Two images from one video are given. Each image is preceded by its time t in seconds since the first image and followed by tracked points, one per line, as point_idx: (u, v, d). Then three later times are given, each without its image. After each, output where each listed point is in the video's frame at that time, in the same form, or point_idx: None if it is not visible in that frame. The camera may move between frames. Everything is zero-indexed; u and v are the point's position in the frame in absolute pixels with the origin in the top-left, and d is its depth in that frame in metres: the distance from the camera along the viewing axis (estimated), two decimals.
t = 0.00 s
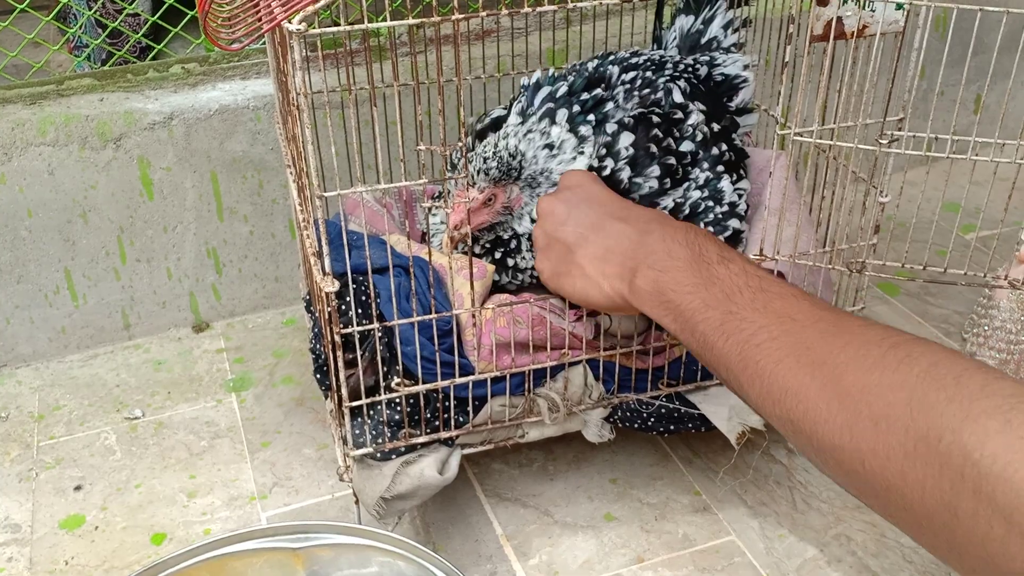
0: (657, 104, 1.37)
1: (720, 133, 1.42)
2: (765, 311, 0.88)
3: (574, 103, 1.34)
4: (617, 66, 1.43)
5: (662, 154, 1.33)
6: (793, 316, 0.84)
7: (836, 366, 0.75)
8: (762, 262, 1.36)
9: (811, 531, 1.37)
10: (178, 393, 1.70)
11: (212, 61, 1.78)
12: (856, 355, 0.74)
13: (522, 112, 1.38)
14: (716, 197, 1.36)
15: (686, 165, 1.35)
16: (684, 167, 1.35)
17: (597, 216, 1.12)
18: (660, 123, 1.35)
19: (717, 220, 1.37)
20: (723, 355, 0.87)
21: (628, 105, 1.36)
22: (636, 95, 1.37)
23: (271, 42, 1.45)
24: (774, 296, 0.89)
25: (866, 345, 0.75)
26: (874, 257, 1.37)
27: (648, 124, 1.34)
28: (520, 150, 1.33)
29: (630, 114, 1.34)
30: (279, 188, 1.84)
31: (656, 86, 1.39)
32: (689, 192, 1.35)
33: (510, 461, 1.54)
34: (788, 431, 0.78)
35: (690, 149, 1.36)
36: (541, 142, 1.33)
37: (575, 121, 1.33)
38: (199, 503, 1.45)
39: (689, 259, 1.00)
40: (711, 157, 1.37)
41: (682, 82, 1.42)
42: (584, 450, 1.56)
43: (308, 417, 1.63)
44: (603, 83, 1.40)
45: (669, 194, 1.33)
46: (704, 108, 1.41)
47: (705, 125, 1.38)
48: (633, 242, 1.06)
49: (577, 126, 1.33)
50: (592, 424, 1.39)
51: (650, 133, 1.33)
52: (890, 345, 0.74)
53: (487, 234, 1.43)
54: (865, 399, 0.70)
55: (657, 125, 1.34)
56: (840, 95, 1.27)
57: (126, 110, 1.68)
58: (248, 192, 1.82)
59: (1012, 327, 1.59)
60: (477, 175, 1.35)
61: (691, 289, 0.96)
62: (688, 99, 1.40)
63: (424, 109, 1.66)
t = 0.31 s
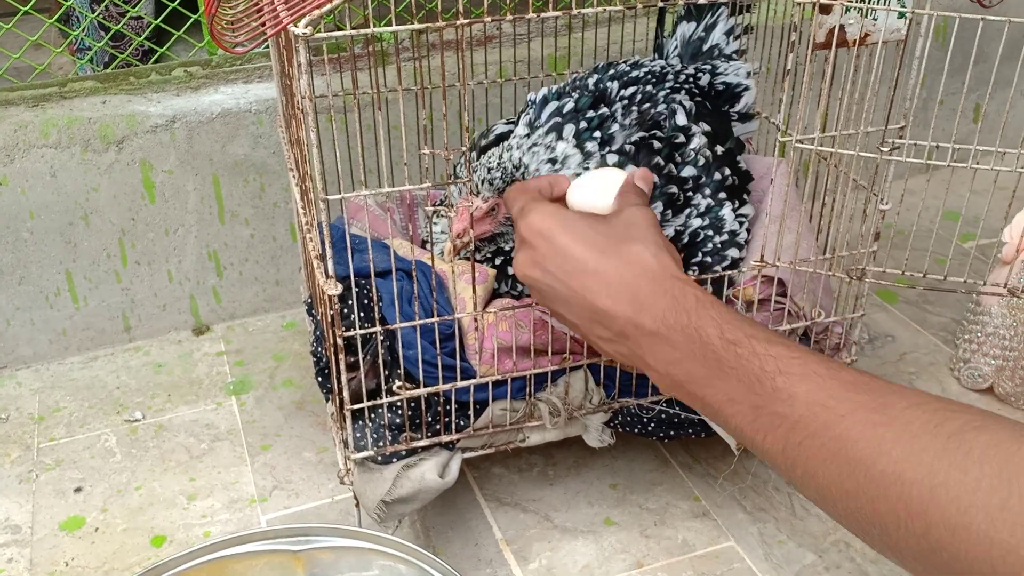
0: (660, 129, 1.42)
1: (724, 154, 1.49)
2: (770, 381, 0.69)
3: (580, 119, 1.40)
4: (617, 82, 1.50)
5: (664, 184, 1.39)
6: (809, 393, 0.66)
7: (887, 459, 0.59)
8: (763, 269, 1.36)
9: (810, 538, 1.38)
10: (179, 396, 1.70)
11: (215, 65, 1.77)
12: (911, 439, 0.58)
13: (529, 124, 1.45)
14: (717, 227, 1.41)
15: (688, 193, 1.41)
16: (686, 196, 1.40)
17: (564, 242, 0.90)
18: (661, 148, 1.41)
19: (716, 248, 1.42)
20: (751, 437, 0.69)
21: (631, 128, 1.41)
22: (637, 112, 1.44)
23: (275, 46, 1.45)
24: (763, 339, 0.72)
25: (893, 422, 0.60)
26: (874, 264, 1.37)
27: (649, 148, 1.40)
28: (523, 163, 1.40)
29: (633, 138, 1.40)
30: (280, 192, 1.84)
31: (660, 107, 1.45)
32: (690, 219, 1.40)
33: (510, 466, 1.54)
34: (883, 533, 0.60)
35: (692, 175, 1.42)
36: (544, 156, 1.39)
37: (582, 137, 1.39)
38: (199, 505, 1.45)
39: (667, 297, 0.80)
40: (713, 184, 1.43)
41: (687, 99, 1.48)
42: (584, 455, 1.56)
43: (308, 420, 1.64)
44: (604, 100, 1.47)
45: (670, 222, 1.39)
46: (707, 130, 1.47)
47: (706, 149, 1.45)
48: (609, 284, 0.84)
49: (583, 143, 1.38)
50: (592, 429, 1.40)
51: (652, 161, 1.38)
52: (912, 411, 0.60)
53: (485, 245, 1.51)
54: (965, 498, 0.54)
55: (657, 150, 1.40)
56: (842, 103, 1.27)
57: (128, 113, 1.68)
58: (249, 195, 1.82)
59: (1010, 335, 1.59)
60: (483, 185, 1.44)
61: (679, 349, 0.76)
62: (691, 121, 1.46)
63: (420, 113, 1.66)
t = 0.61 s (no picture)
0: (657, 140, 1.50)
1: (725, 163, 1.54)
2: (838, 557, 0.49)
3: (582, 131, 1.48)
4: (616, 93, 1.56)
5: (664, 196, 1.46)
6: (903, 569, 0.47)
7: None
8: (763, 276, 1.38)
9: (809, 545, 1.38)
10: (178, 399, 1.70)
11: (216, 69, 1.78)
12: None
13: (533, 134, 1.53)
14: (718, 238, 1.48)
15: (688, 203, 1.48)
16: (686, 206, 1.48)
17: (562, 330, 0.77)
18: (659, 160, 1.48)
19: (718, 258, 1.47)
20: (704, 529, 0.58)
21: (630, 141, 1.49)
22: (636, 124, 1.51)
23: (278, 51, 1.46)
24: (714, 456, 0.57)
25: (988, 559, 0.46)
26: (874, 272, 1.38)
27: (648, 161, 1.48)
28: (527, 172, 1.47)
29: (631, 151, 1.48)
30: (281, 196, 1.85)
31: (658, 119, 1.52)
32: (691, 230, 1.47)
33: (509, 471, 1.54)
34: None
35: (691, 185, 1.49)
36: (548, 166, 1.46)
37: (585, 148, 1.47)
38: (198, 508, 1.45)
39: (647, 435, 0.61)
40: (714, 194, 1.50)
41: (685, 109, 1.54)
42: (583, 460, 1.56)
43: (307, 424, 1.64)
44: (603, 112, 1.54)
45: (671, 233, 1.46)
46: (706, 139, 1.53)
47: (704, 159, 1.51)
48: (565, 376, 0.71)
49: (586, 153, 1.47)
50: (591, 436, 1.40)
51: (651, 174, 1.46)
52: (981, 526, 0.47)
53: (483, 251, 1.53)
54: None
55: (655, 163, 1.48)
56: (842, 112, 1.27)
57: (129, 117, 1.69)
58: (249, 199, 1.82)
59: (1011, 347, 1.60)
60: (485, 193, 1.49)
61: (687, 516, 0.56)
62: (689, 132, 1.52)
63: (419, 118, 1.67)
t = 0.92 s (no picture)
0: (660, 149, 1.49)
1: (729, 169, 1.54)
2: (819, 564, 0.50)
3: (587, 139, 1.48)
4: (618, 100, 1.55)
5: (666, 205, 1.45)
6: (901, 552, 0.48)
7: None
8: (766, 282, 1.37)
9: (810, 552, 1.37)
10: (180, 398, 1.70)
11: (222, 69, 1.79)
12: None
13: (539, 141, 1.53)
14: (721, 245, 1.48)
15: (692, 211, 1.47)
16: (689, 214, 1.47)
17: None
18: (661, 168, 1.47)
19: (719, 266, 1.48)
20: None
21: (633, 149, 1.48)
22: (638, 132, 1.50)
23: (284, 51, 1.46)
24: None
25: None
26: (878, 279, 1.38)
27: (649, 169, 1.47)
28: (533, 180, 1.47)
29: (634, 159, 1.47)
30: (285, 197, 1.85)
31: (659, 125, 1.50)
32: (694, 237, 1.46)
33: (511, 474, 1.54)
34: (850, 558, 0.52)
35: (694, 193, 1.48)
36: (553, 173, 1.46)
37: (589, 156, 1.47)
38: (199, 508, 1.45)
39: None
40: (717, 202, 1.50)
41: (687, 116, 1.53)
42: (584, 465, 1.56)
43: (308, 425, 1.64)
44: (605, 120, 1.53)
45: (675, 242, 1.45)
46: (709, 146, 1.53)
47: (707, 166, 1.50)
48: None
49: (591, 162, 1.46)
50: (593, 440, 1.40)
51: (653, 183, 1.45)
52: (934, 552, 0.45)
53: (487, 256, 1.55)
54: None
55: (657, 171, 1.46)
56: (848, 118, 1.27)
57: (135, 116, 1.69)
58: (253, 199, 1.83)
59: (1010, 352, 1.59)
60: (491, 199, 1.48)
61: None
62: (691, 139, 1.51)
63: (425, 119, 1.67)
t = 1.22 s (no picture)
0: (676, 153, 1.50)
1: (745, 173, 1.55)
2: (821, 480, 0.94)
3: (606, 143, 1.49)
4: (635, 105, 1.57)
5: (682, 210, 1.46)
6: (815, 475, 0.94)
7: (951, 404, 0.86)
8: (783, 284, 1.38)
9: (821, 554, 1.37)
10: (199, 388, 1.73)
11: (246, 64, 1.82)
12: (981, 382, 0.86)
13: (558, 143, 1.54)
14: (738, 248, 1.48)
15: (708, 214, 1.48)
16: (705, 218, 1.48)
17: None
18: (677, 172, 1.49)
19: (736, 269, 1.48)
20: None
21: (650, 153, 1.50)
22: (654, 136, 1.52)
23: (307, 47, 1.48)
24: None
25: (1006, 330, 0.90)
26: (895, 284, 1.37)
27: (665, 174, 1.48)
28: (551, 182, 1.47)
29: (650, 163, 1.48)
30: (306, 191, 1.87)
31: (676, 130, 1.52)
32: (710, 241, 1.47)
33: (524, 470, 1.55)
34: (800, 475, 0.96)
35: (710, 196, 1.49)
36: (570, 176, 1.47)
37: (607, 159, 1.48)
38: (216, 496, 1.48)
39: None
40: (734, 205, 1.50)
41: (704, 120, 1.54)
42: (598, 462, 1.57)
43: (325, 417, 1.66)
44: (622, 125, 1.55)
45: (692, 245, 1.46)
46: (725, 150, 1.54)
47: (722, 169, 1.51)
48: None
49: (609, 165, 1.47)
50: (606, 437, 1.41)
51: (669, 188, 1.47)
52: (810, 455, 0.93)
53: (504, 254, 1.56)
54: (849, 389, 0.91)
55: (673, 176, 1.48)
56: (866, 122, 1.28)
57: (160, 109, 1.72)
58: (275, 193, 1.85)
59: None
60: (509, 199, 1.49)
61: None
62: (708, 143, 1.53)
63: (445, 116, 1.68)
